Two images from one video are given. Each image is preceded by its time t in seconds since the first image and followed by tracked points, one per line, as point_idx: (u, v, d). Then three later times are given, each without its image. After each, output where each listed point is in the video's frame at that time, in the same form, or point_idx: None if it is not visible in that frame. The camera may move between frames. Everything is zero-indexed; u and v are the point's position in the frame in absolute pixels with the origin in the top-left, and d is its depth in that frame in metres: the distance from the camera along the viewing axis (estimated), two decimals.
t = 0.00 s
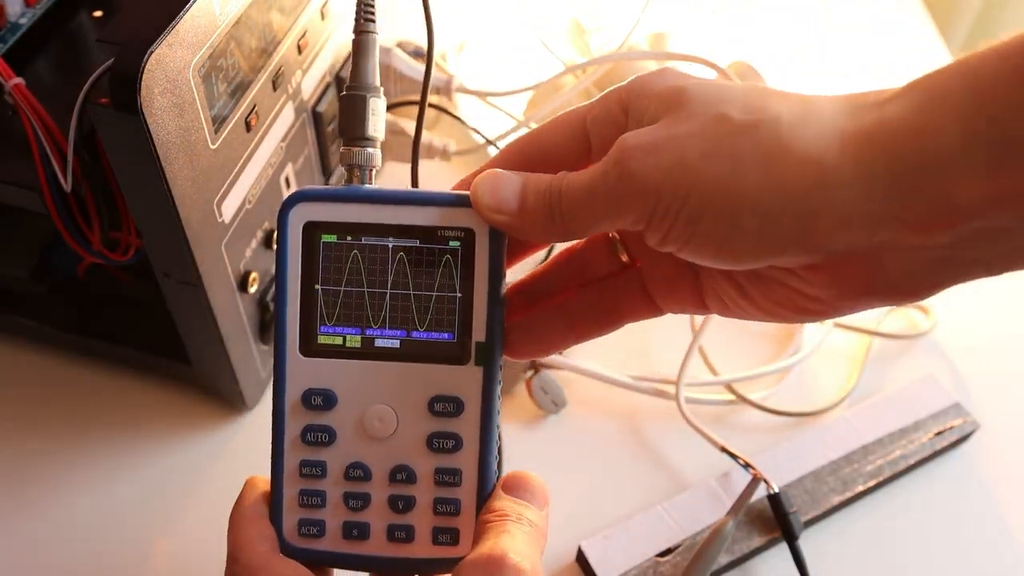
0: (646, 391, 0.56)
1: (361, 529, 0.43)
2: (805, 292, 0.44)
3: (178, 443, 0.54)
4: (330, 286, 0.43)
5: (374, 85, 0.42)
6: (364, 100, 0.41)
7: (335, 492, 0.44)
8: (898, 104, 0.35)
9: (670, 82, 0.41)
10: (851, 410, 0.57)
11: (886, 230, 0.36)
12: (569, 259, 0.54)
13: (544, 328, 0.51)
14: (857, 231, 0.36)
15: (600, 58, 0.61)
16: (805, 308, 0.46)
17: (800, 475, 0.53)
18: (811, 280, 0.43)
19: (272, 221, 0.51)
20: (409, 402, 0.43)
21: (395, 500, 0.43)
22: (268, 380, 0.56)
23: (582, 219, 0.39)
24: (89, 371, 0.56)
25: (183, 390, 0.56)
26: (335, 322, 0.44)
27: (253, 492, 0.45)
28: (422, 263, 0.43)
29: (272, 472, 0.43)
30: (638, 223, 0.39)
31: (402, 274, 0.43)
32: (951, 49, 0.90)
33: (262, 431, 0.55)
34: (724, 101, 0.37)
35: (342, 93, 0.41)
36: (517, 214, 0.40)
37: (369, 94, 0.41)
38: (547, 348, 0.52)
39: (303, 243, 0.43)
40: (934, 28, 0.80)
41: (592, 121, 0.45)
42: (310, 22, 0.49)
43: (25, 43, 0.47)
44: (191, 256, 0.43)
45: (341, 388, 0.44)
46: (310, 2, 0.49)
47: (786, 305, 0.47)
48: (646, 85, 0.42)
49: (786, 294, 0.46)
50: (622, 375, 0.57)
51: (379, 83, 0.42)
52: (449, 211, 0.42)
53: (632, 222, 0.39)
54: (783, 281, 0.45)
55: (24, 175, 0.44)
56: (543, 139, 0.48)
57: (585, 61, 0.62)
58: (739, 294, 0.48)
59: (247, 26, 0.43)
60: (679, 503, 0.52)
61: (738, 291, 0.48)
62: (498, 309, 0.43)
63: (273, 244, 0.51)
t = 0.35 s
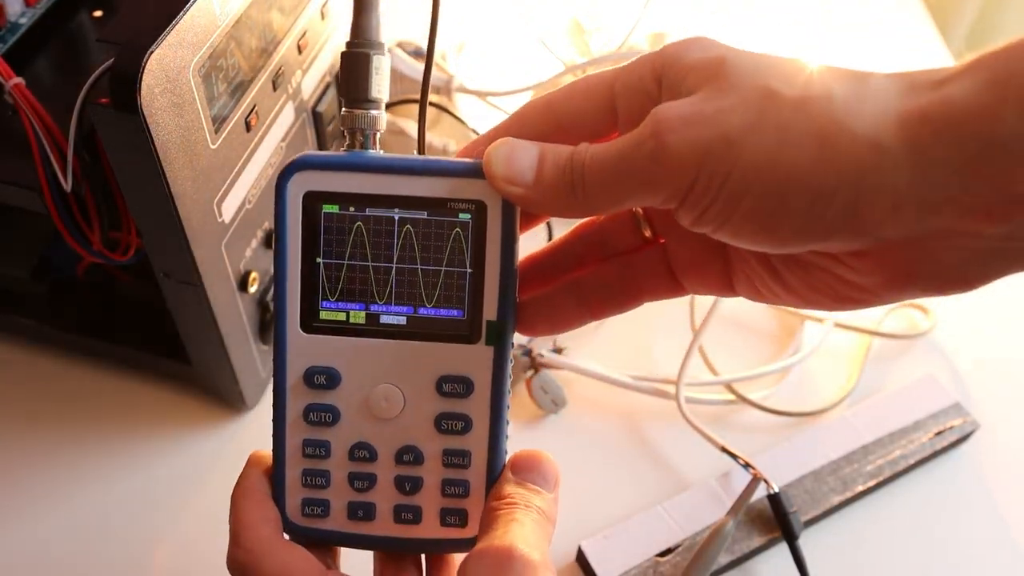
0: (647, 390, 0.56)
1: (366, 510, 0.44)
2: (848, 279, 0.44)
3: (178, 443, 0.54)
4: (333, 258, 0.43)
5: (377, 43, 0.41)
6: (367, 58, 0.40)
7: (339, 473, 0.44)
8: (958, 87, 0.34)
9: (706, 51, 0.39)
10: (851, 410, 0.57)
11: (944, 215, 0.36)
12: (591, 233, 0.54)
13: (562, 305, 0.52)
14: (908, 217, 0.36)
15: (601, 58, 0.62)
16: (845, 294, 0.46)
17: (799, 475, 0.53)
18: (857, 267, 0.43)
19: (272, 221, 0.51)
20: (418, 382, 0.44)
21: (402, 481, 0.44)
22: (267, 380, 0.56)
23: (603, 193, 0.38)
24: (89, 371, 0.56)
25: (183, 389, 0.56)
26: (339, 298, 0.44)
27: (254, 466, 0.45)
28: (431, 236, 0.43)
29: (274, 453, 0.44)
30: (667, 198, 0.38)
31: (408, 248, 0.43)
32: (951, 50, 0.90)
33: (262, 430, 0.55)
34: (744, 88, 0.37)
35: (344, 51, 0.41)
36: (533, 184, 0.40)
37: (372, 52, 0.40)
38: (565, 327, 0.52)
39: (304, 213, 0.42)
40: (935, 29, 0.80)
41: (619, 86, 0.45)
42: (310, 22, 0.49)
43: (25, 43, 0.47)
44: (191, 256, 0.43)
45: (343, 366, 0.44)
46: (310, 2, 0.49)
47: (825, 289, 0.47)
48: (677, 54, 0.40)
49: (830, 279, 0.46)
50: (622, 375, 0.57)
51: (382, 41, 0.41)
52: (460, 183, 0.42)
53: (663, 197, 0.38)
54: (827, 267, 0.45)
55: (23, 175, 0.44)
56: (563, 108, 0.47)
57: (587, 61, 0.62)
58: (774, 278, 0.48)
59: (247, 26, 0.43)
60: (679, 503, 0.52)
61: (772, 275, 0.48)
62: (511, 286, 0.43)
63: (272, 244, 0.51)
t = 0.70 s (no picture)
0: (647, 391, 0.56)
1: (374, 518, 0.44)
2: (863, 279, 0.43)
3: (178, 443, 0.54)
4: (336, 264, 0.43)
5: (375, 39, 0.40)
6: (366, 55, 0.39)
7: (345, 480, 0.44)
8: (983, 84, 0.34)
9: (717, 51, 0.39)
10: (851, 409, 0.57)
11: (965, 220, 0.35)
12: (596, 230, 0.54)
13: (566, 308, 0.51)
14: (932, 219, 0.36)
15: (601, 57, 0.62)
16: (862, 298, 0.45)
17: (799, 476, 0.53)
18: (873, 269, 0.42)
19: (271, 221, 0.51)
20: (426, 388, 0.44)
21: (411, 488, 0.44)
22: (267, 381, 0.56)
23: (612, 193, 0.37)
24: (89, 372, 0.56)
25: (183, 390, 0.56)
26: (342, 305, 0.43)
27: (258, 470, 0.45)
28: (437, 239, 0.43)
29: (278, 462, 0.44)
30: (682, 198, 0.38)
31: (412, 252, 0.43)
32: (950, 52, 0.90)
33: (262, 431, 0.55)
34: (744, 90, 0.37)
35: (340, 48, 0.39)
36: (540, 185, 0.39)
37: (370, 49, 0.39)
38: (569, 329, 0.52)
39: (304, 218, 0.42)
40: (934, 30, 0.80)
41: (629, 84, 0.45)
42: (310, 22, 0.49)
43: (25, 43, 0.47)
44: (191, 256, 0.43)
45: (347, 373, 0.44)
46: (310, 2, 0.49)
47: (843, 294, 0.45)
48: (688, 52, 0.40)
49: (843, 279, 0.44)
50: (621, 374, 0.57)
51: (379, 37, 0.40)
52: (465, 185, 0.41)
53: (678, 198, 0.38)
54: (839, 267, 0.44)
55: (23, 175, 0.44)
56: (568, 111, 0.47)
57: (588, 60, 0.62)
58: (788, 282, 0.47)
59: (247, 26, 0.43)
60: (679, 504, 0.52)
61: (788, 282, 0.47)
62: (517, 288, 0.43)
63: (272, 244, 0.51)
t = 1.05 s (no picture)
0: (647, 390, 0.57)
1: (373, 501, 0.44)
2: (873, 253, 0.45)
3: (179, 442, 0.54)
4: (331, 240, 0.43)
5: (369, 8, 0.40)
6: (358, 22, 0.39)
7: (342, 462, 0.45)
8: (1004, 55, 0.35)
9: (728, 17, 0.40)
10: (851, 409, 0.57)
11: (978, 195, 0.38)
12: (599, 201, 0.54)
13: (569, 283, 0.53)
14: (947, 195, 0.38)
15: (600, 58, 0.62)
16: (869, 273, 0.46)
17: (799, 477, 0.54)
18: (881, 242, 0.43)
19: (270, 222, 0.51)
20: (426, 368, 0.44)
21: (411, 469, 0.44)
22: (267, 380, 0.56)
23: (619, 162, 0.38)
24: (90, 372, 0.56)
25: (183, 389, 0.56)
26: (337, 282, 0.43)
27: (252, 453, 0.45)
28: (434, 210, 0.43)
29: (274, 445, 0.44)
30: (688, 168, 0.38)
31: (408, 225, 0.43)
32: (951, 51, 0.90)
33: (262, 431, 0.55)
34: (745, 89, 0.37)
35: (332, 16, 0.39)
36: (541, 155, 0.39)
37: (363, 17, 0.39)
38: (571, 301, 0.53)
39: (295, 190, 0.42)
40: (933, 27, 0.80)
41: (633, 53, 0.46)
42: (310, 22, 0.50)
43: (26, 44, 0.48)
44: (191, 256, 0.43)
45: (343, 354, 0.44)
46: (309, 4, 0.49)
47: (847, 266, 0.47)
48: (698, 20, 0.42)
49: (853, 255, 0.46)
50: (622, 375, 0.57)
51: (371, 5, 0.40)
52: (460, 154, 0.41)
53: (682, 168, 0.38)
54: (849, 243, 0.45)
55: (24, 175, 0.44)
56: (573, 83, 0.48)
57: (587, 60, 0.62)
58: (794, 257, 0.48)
59: (247, 27, 0.43)
60: (680, 504, 0.53)
61: (791, 253, 0.48)
62: (517, 262, 0.43)
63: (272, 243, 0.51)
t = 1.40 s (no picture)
0: (647, 390, 0.57)
1: (370, 498, 0.45)
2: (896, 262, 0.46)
3: (179, 442, 0.54)
4: (332, 237, 0.43)
5: None
6: (366, 15, 0.38)
7: (339, 459, 0.45)
8: None
9: (749, 17, 0.41)
10: (850, 409, 0.57)
11: (1006, 207, 0.38)
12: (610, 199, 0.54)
13: (578, 286, 0.52)
14: (973, 207, 0.38)
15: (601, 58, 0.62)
16: (886, 280, 0.47)
17: (798, 478, 0.54)
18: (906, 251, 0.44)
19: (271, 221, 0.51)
20: (427, 368, 0.44)
21: (408, 468, 0.44)
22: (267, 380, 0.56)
23: (633, 163, 0.37)
24: (90, 372, 0.56)
25: (184, 389, 0.56)
26: (338, 279, 0.43)
27: (248, 449, 0.45)
28: (439, 209, 0.42)
29: (272, 442, 0.44)
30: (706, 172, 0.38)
31: (412, 224, 0.43)
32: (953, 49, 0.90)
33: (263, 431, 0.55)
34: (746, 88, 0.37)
35: (340, 7, 0.39)
36: (551, 157, 0.39)
37: (371, 9, 0.39)
38: (578, 303, 0.53)
39: (298, 185, 0.42)
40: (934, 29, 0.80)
41: (650, 46, 0.46)
42: (310, 23, 0.50)
43: (25, 44, 0.48)
44: (191, 255, 0.43)
45: (343, 351, 0.44)
46: (309, 5, 0.49)
47: (867, 275, 0.48)
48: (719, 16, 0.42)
49: (873, 262, 0.47)
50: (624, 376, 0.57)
51: None
52: (466, 153, 0.41)
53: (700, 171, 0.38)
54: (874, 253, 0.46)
55: (24, 175, 0.44)
56: (586, 82, 0.48)
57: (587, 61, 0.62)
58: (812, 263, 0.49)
59: (247, 27, 0.43)
60: (679, 504, 0.53)
61: (808, 257, 0.48)
62: (522, 266, 0.43)
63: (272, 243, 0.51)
